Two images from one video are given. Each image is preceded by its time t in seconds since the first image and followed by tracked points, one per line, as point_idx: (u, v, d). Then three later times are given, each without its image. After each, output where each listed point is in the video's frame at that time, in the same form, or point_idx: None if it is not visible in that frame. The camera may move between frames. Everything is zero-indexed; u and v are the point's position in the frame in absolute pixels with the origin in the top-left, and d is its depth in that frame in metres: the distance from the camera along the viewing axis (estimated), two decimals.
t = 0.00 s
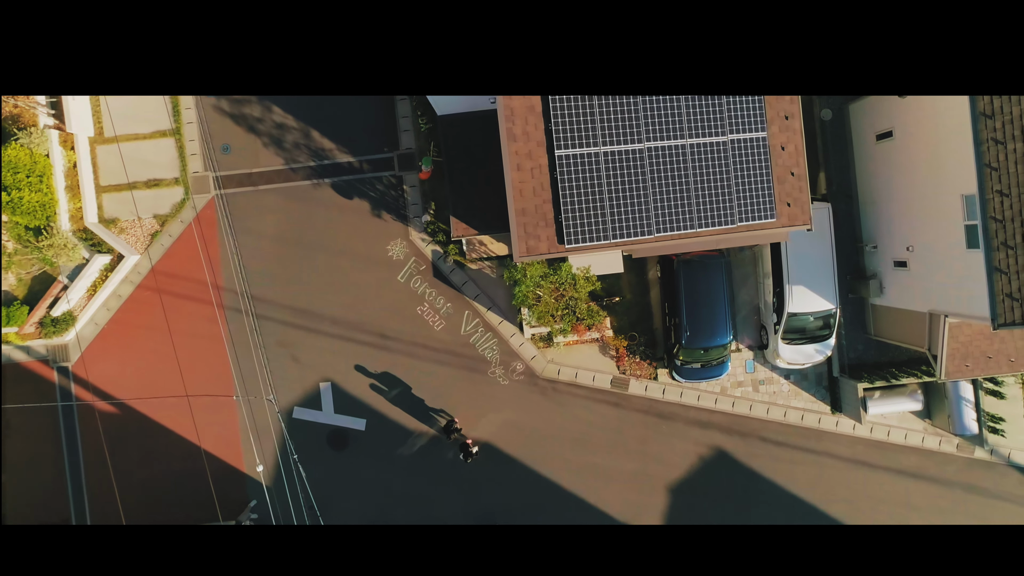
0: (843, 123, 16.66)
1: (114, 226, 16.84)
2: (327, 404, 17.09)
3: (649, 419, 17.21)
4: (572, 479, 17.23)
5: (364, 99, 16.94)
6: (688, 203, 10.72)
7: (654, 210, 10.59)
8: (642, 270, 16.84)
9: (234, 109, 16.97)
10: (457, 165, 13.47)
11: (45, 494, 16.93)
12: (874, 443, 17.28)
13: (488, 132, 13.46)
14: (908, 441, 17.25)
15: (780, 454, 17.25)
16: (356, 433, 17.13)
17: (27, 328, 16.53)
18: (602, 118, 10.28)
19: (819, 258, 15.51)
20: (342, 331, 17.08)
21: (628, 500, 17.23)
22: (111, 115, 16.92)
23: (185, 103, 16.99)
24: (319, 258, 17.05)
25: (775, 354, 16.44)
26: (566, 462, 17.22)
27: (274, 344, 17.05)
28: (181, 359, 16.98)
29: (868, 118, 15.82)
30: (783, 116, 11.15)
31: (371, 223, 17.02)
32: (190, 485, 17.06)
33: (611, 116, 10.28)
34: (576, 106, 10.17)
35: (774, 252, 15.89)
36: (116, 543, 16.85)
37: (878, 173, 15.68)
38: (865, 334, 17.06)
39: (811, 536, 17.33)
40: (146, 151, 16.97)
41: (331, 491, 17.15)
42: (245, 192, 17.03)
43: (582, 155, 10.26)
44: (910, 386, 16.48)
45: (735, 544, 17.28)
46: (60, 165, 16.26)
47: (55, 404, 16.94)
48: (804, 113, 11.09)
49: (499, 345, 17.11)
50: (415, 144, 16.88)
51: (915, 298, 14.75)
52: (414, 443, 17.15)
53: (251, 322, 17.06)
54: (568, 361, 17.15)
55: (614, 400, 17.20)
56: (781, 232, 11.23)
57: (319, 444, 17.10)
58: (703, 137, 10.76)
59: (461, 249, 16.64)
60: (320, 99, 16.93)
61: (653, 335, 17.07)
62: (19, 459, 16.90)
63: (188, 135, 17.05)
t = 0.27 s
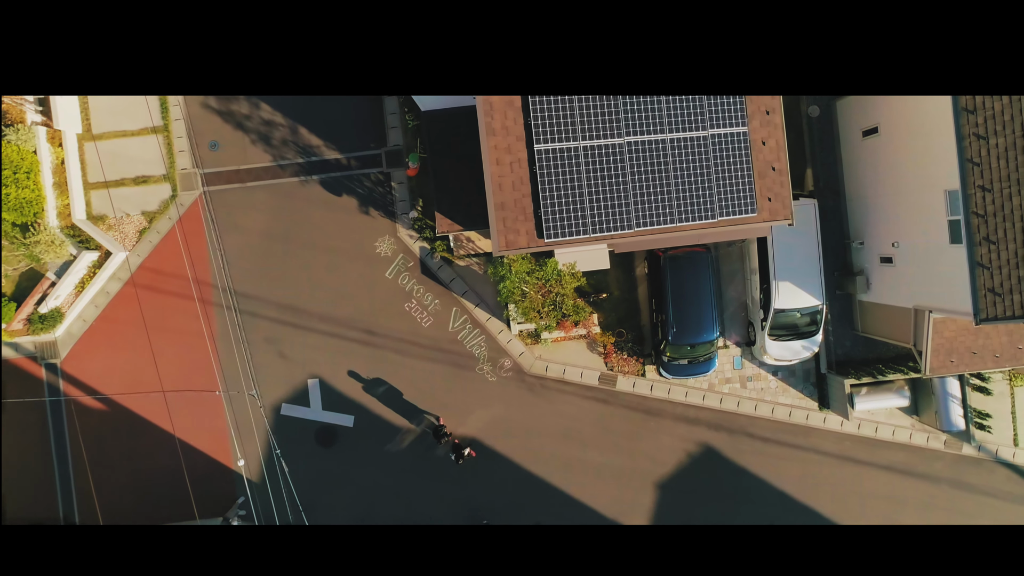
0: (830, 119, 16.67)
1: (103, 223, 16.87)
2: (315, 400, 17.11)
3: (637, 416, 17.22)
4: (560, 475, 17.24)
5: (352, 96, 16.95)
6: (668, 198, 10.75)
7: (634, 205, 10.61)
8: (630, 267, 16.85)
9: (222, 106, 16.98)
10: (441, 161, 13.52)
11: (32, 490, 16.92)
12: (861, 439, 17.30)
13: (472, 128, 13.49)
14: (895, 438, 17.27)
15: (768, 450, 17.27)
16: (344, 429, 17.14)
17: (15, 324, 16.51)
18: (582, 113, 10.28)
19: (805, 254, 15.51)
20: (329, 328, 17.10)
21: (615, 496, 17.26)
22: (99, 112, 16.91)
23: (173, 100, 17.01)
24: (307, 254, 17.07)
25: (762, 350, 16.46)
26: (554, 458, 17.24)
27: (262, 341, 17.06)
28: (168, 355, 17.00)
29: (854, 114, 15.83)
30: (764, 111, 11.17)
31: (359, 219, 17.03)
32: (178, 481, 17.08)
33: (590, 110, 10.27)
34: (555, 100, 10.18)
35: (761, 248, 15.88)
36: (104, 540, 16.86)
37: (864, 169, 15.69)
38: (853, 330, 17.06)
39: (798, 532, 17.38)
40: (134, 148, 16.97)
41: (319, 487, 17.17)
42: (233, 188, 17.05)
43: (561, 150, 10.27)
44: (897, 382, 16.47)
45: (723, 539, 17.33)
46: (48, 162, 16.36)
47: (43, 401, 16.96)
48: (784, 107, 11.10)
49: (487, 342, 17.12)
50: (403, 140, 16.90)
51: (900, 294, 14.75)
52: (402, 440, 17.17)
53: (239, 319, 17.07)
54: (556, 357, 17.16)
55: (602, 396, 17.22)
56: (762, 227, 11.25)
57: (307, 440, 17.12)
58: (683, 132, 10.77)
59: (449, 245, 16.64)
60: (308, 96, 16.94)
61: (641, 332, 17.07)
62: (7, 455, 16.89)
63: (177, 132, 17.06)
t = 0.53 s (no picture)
0: (817, 116, 16.68)
1: (91, 220, 16.87)
2: (304, 397, 17.13)
3: (625, 412, 17.25)
4: (548, 471, 17.27)
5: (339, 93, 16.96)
6: (648, 193, 10.76)
7: (614, 200, 10.63)
8: (617, 263, 16.87)
9: (209, 103, 16.99)
10: (425, 157, 13.56)
11: (19, 488, 16.87)
12: (849, 435, 17.32)
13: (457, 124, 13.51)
14: (883, 434, 17.30)
15: (755, 447, 17.30)
16: (332, 425, 17.16)
17: (4, 321, 16.59)
18: (561, 108, 10.30)
19: (792, 250, 15.49)
20: (317, 325, 17.11)
21: (603, 493, 17.30)
22: (87, 109, 16.90)
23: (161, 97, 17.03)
24: (295, 251, 17.09)
25: (749, 347, 16.48)
26: (542, 455, 17.26)
27: (250, 337, 17.08)
28: (155, 352, 17.00)
29: (841, 111, 15.84)
30: (745, 107, 11.18)
31: (347, 216, 17.04)
32: (167, 478, 17.09)
33: (569, 105, 10.28)
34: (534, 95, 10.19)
35: (747, 245, 15.86)
36: (92, 537, 16.88)
37: (851, 165, 15.71)
38: (840, 327, 17.07)
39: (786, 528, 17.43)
40: (122, 145, 16.96)
41: (308, 483, 17.19)
42: (221, 185, 17.06)
43: (541, 145, 10.29)
44: (883, 378, 16.49)
45: (710, 535, 17.39)
46: (36, 159, 16.40)
47: (31, 398, 16.97)
48: (765, 102, 11.11)
49: (475, 338, 17.14)
50: (390, 137, 16.91)
51: (886, 290, 14.76)
52: (390, 436, 17.19)
53: (227, 316, 17.08)
54: (544, 353, 17.18)
55: (589, 393, 17.24)
56: (743, 222, 11.26)
57: (296, 436, 17.14)
58: (664, 127, 10.79)
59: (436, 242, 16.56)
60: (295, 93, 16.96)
61: (628, 328, 17.09)
62: None
63: (164, 129, 17.08)
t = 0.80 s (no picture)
0: (804, 113, 16.72)
1: (79, 217, 16.90)
2: (291, 393, 17.16)
3: (613, 409, 17.27)
4: (536, 468, 17.29)
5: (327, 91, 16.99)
6: (627, 189, 10.80)
7: (593, 195, 10.66)
8: (604, 261, 16.89)
9: (197, 101, 17.03)
10: (410, 154, 13.62)
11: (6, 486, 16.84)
12: (836, 432, 17.35)
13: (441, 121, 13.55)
14: (870, 431, 17.34)
15: (743, 444, 17.32)
16: (320, 422, 17.18)
17: None
18: (540, 104, 10.33)
19: (777, 247, 15.51)
20: (305, 322, 17.14)
21: (591, 489, 17.33)
22: (75, 107, 16.96)
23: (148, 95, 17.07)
24: (283, 249, 17.11)
25: (735, 344, 16.52)
26: (530, 452, 17.28)
27: (239, 335, 17.12)
28: (141, 349, 17.03)
29: (827, 108, 15.88)
30: (725, 103, 11.22)
31: (335, 214, 17.07)
32: (155, 475, 17.12)
33: (549, 101, 10.32)
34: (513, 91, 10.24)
35: (733, 242, 15.88)
36: (80, 534, 16.87)
37: (837, 163, 15.75)
38: (827, 324, 17.10)
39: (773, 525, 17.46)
40: (110, 143, 17.03)
41: (296, 480, 17.22)
42: (209, 183, 17.10)
43: (519, 141, 10.33)
44: (869, 375, 16.56)
45: (698, 532, 17.41)
46: (24, 157, 16.38)
47: (19, 395, 16.99)
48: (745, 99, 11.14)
49: (462, 336, 17.18)
50: (378, 135, 16.94)
51: (871, 287, 14.79)
52: (378, 433, 17.22)
53: (215, 313, 17.10)
54: (531, 351, 17.22)
55: (577, 390, 17.27)
56: (723, 218, 11.30)
57: (284, 433, 17.16)
58: (643, 124, 10.83)
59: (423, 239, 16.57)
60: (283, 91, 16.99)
61: (616, 326, 17.12)
62: None
63: (152, 127, 17.11)
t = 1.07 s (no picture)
0: (791, 111, 16.75)
1: (68, 216, 16.90)
2: (280, 391, 17.19)
3: (600, 407, 17.29)
4: (524, 466, 17.31)
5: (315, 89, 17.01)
6: (608, 185, 10.84)
7: (573, 192, 10.71)
8: (592, 259, 16.92)
9: (186, 99, 17.06)
10: (395, 151, 13.66)
11: None
12: (824, 430, 17.38)
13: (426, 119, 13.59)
14: (858, 429, 17.36)
15: (731, 441, 17.35)
16: (308, 420, 17.21)
17: None
18: (520, 100, 10.36)
19: (764, 244, 15.54)
20: (294, 320, 17.17)
21: (579, 487, 17.35)
22: (64, 105, 16.99)
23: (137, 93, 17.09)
24: (272, 246, 17.14)
25: (722, 341, 16.54)
26: (518, 449, 17.31)
27: (227, 332, 17.15)
28: (129, 346, 17.07)
29: (814, 106, 15.90)
30: (706, 100, 11.26)
31: (323, 212, 17.10)
32: (144, 472, 17.15)
33: (528, 98, 10.35)
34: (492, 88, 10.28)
35: (719, 240, 15.91)
36: (69, 530, 16.95)
37: (823, 160, 15.78)
38: (815, 322, 17.12)
39: (761, 521, 17.50)
40: (99, 141, 17.04)
41: (284, 477, 17.25)
42: (197, 181, 17.14)
43: (499, 137, 10.37)
44: (857, 372, 16.49)
45: (686, 529, 17.45)
46: (12, 155, 16.39)
47: (9, 393, 17.03)
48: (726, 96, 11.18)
49: (451, 333, 17.20)
50: (366, 133, 16.96)
51: (856, 284, 14.82)
52: (366, 431, 17.26)
53: (204, 311, 17.14)
54: (519, 348, 17.24)
55: (565, 387, 17.30)
56: (704, 215, 11.34)
57: (272, 431, 17.19)
58: (624, 121, 10.86)
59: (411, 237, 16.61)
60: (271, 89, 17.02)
61: (604, 324, 17.15)
62: None
63: (141, 126, 17.13)
